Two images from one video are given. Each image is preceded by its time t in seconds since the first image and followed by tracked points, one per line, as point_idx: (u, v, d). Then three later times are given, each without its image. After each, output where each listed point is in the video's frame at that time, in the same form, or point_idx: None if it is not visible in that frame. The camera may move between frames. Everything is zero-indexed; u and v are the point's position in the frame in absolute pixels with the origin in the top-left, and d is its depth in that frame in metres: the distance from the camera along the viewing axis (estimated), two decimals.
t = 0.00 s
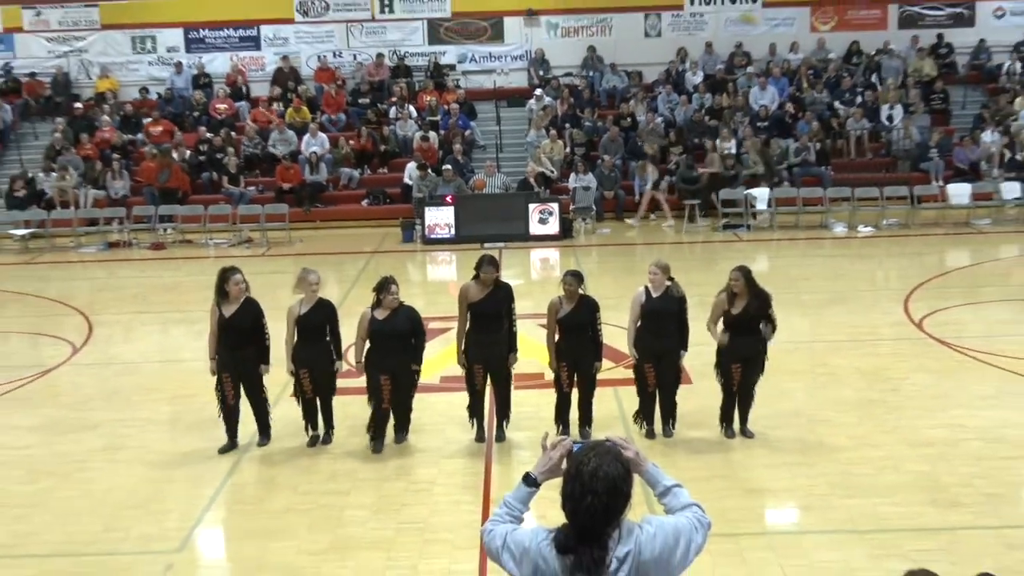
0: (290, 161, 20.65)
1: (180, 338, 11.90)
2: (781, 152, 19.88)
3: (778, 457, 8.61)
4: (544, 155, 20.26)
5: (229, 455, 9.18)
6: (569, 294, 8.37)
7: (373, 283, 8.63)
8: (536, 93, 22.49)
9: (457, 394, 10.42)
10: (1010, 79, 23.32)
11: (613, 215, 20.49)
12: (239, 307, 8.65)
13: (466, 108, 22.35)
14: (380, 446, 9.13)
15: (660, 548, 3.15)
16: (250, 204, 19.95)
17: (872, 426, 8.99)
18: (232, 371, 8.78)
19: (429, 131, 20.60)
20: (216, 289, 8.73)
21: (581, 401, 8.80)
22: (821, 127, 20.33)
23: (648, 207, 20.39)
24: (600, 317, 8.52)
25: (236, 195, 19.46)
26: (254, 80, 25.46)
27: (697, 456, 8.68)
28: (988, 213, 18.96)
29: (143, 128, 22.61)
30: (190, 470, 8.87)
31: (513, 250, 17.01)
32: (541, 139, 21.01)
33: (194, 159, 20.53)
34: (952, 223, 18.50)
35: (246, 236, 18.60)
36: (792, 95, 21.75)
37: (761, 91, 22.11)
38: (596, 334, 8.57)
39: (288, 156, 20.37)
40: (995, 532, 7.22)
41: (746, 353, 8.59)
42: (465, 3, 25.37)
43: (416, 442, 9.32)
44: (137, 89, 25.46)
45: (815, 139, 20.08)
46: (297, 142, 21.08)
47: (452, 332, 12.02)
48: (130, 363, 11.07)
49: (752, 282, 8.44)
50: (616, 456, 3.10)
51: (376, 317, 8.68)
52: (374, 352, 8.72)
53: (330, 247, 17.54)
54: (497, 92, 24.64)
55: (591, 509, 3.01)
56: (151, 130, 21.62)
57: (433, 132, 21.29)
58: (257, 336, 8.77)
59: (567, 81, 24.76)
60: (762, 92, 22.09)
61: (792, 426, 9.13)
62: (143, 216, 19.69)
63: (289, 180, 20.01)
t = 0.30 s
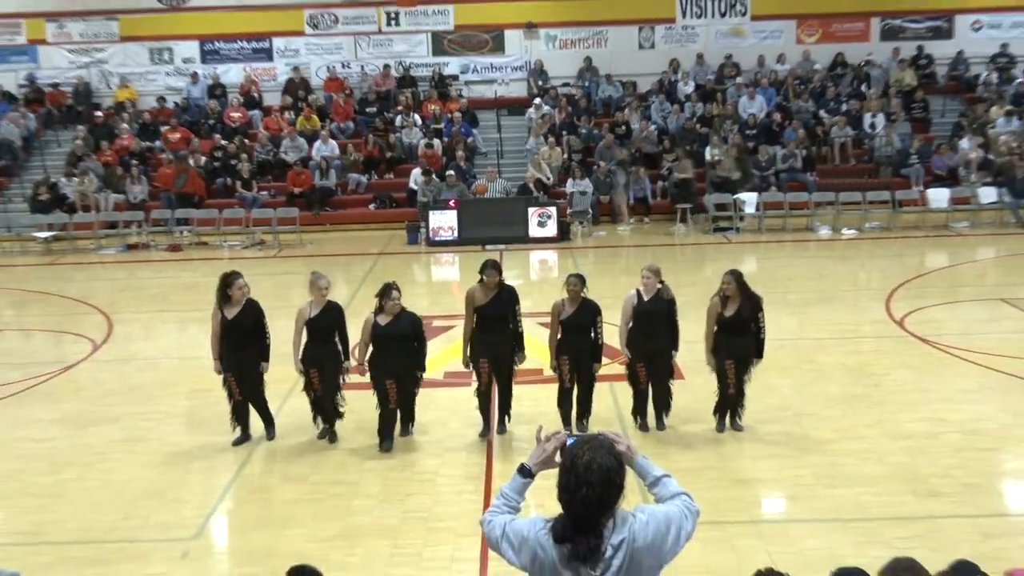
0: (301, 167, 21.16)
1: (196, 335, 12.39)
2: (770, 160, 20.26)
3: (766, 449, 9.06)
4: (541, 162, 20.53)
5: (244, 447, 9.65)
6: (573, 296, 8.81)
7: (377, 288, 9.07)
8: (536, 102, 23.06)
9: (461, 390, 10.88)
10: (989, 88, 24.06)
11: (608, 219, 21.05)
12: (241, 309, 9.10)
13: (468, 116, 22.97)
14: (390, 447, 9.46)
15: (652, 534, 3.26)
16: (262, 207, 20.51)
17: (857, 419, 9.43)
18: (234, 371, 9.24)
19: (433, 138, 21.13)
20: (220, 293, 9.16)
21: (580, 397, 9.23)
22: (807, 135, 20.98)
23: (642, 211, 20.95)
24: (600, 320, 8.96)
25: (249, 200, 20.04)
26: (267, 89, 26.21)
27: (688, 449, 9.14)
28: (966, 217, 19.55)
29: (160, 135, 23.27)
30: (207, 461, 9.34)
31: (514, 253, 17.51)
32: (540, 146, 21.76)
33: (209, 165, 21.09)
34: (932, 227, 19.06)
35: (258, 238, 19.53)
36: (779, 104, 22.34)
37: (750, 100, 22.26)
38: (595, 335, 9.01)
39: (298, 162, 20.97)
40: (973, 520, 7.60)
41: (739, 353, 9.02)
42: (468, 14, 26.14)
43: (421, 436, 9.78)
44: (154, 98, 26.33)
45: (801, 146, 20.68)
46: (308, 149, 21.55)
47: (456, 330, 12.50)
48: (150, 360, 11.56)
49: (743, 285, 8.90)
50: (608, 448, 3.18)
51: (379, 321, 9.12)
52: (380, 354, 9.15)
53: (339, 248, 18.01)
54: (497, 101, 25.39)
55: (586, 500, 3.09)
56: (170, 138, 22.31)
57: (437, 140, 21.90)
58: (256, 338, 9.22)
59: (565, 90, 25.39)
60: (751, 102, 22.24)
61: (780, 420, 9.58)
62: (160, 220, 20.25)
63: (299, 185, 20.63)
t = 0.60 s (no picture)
0: (312, 172, 21.95)
1: (211, 332, 12.91)
2: (757, 165, 20.81)
3: (753, 442, 9.54)
4: (542, 168, 21.62)
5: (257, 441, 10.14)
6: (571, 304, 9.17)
7: (378, 292, 9.52)
8: (534, 111, 23.82)
9: (463, 386, 11.36)
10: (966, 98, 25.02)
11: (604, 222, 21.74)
12: (247, 313, 9.44)
13: (470, 125, 23.74)
14: (395, 442, 9.93)
15: (643, 522, 3.33)
16: (275, 211, 21.18)
17: (840, 412, 9.90)
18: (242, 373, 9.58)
19: (437, 145, 21.87)
20: (226, 297, 9.52)
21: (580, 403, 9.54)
22: (793, 142, 21.80)
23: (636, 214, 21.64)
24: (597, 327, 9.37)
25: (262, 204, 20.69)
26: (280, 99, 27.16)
27: (679, 442, 9.62)
28: (944, 219, 20.32)
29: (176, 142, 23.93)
30: (222, 453, 9.81)
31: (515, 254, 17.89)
32: (539, 153, 22.70)
33: (224, 171, 21.75)
34: (911, 230, 19.77)
35: (271, 240, 20.01)
36: (766, 113, 23.20)
37: (738, 109, 23.44)
38: (593, 342, 9.44)
39: (310, 168, 21.72)
40: (951, 509, 8.02)
41: (729, 356, 9.40)
42: (470, 28, 27.36)
43: (426, 430, 10.27)
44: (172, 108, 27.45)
45: (788, 153, 21.29)
46: (318, 155, 22.46)
47: (459, 327, 13.01)
48: (167, 356, 12.08)
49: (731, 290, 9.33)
50: (602, 441, 3.20)
51: (380, 323, 9.59)
52: (380, 356, 9.63)
53: (349, 249, 18.57)
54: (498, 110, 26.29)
55: (580, 492, 3.13)
56: (185, 146, 22.93)
57: (441, 147, 22.67)
58: (262, 340, 9.60)
59: (562, 100, 26.24)
60: (739, 110, 23.43)
61: (767, 414, 10.06)
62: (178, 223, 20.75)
63: (310, 190, 21.27)
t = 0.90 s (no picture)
0: (321, 177, 22.67)
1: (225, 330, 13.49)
2: (745, 170, 21.83)
3: (740, 434, 10.04)
4: (540, 173, 21.75)
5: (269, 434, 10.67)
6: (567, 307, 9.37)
7: (384, 298, 9.78)
8: (533, 119, 24.59)
9: (464, 381, 11.87)
10: (944, 107, 26.22)
11: (599, 226, 22.39)
12: (256, 318, 9.64)
13: (473, 132, 24.50)
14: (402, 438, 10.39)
15: (633, 511, 3.59)
16: (286, 214, 21.83)
17: (824, 406, 10.41)
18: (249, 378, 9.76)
19: (441, 151, 22.51)
20: (235, 303, 9.72)
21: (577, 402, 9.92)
22: (779, 149, 22.55)
23: (630, 218, 22.33)
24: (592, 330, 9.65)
25: (274, 208, 21.42)
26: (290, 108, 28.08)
27: (669, 435, 10.13)
28: (924, 222, 21.08)
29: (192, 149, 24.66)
30: (236, 445, 10.33)
31: (514, 255, 18.45)
32: (537, 159, 23.48)
33: (237, 177, 22.39)
34: (892, 233, 20.46)
35: (282, 243, 20.67)
36: (754, 121, 24.18)
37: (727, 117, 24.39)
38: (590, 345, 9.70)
39: (319, 174, 22.48)
40: (930, 498, 8.46)
41: (716, 358, 9.78)
42: (472, 41, 28.47)
43: (430, 423, 10.80)
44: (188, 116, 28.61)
45: (774, 159, 22.35)
46: (328, 161, 23.24)
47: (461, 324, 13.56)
48: (184, 352, 12.65)
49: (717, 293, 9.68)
50: (592, 434, 3.47)
51: (387, 328, 9.82)
52: (386, 359, 9.85)
53: (355, 251, 19.20)
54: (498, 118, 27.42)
55: (572, 481, 3.39)
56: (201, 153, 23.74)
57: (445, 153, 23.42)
58: (270, 346, 9.77)
59: (560, 109, 27.04)
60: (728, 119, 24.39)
61: (755, 407, 10.58)
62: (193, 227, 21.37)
63: (320, 195, 22.13)
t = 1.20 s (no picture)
0: (332, 183, 23.29)
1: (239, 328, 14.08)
2: (732, 176, 22.62)
3: (729, 427, 10.56)
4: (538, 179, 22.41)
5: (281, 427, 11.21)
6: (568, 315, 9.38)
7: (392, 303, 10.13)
8: (532, 128, 25.43)
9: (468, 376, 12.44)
10: (922, 115, 27.11)
11: (594, 229, 23.07)
12: (261, 321, 10.03)
13: (475, 140, 25.31)
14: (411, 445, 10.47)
15: (624, 499, 3.65)
16: (298, 218, 22.52)
17: (809, 401, 10.93)
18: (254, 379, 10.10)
19: (446, 159, 23.19)
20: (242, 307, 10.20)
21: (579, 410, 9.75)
22: (767, 156, 23.32)
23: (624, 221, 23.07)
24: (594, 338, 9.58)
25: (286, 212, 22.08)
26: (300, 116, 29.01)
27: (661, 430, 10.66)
28: (903, 226, 21.77)
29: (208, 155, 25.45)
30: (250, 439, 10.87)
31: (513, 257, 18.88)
32: (536, 165, 24.34)
33: (251, 182, 23.13)
34: (872, 236, 21.15)
35: (294, 245, 21.30)
36: (742, 130, 25.05)
37: (716, 126, 25.30)
38: (591, 352, 9.66)
39: (329, 179, 23.23)
40: (911, 487, 8.89)
41: (707, 365, 10.00)
42: (473, 52, 29.68)
43: (434, 417, 11.33)
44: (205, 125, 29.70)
45: (762, 166, 22.86)
46: (337, 167, 23.84)
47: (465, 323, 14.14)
48: (201, 349, 13.24)
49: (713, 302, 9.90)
50: (585, 425, 3.52)
51: (396, 332, 10.18)
52: (392, 362, 10.24)
53: (362, 252, 19.83)
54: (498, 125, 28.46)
55: (566, 472, 3.45)
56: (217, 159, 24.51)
57: (448, 159, 24.21)
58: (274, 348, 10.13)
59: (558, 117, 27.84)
60: (717, 127, 25.31)
61: (743, 402, 11.11)
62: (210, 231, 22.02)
63: (330, 200, 22.51)
